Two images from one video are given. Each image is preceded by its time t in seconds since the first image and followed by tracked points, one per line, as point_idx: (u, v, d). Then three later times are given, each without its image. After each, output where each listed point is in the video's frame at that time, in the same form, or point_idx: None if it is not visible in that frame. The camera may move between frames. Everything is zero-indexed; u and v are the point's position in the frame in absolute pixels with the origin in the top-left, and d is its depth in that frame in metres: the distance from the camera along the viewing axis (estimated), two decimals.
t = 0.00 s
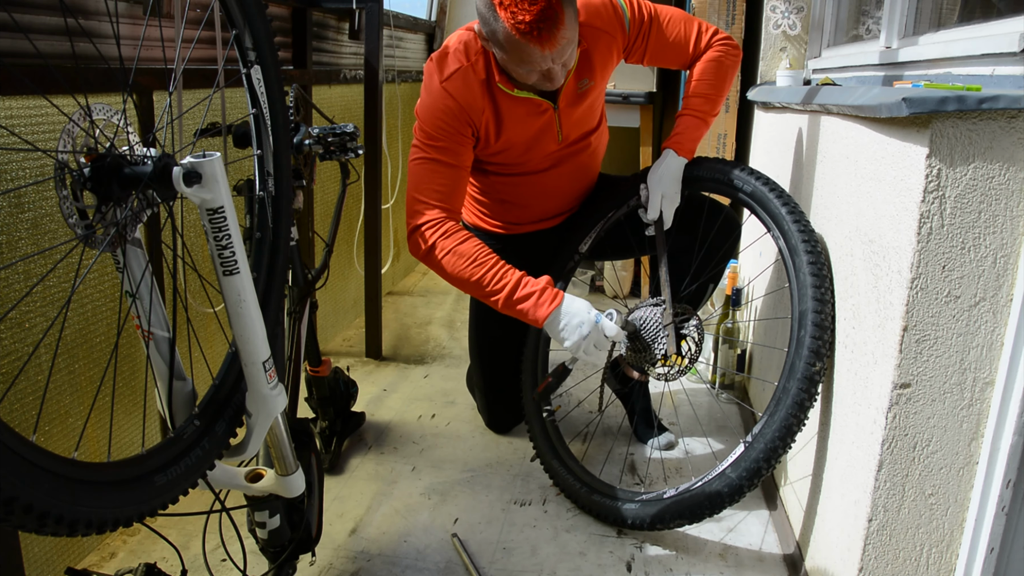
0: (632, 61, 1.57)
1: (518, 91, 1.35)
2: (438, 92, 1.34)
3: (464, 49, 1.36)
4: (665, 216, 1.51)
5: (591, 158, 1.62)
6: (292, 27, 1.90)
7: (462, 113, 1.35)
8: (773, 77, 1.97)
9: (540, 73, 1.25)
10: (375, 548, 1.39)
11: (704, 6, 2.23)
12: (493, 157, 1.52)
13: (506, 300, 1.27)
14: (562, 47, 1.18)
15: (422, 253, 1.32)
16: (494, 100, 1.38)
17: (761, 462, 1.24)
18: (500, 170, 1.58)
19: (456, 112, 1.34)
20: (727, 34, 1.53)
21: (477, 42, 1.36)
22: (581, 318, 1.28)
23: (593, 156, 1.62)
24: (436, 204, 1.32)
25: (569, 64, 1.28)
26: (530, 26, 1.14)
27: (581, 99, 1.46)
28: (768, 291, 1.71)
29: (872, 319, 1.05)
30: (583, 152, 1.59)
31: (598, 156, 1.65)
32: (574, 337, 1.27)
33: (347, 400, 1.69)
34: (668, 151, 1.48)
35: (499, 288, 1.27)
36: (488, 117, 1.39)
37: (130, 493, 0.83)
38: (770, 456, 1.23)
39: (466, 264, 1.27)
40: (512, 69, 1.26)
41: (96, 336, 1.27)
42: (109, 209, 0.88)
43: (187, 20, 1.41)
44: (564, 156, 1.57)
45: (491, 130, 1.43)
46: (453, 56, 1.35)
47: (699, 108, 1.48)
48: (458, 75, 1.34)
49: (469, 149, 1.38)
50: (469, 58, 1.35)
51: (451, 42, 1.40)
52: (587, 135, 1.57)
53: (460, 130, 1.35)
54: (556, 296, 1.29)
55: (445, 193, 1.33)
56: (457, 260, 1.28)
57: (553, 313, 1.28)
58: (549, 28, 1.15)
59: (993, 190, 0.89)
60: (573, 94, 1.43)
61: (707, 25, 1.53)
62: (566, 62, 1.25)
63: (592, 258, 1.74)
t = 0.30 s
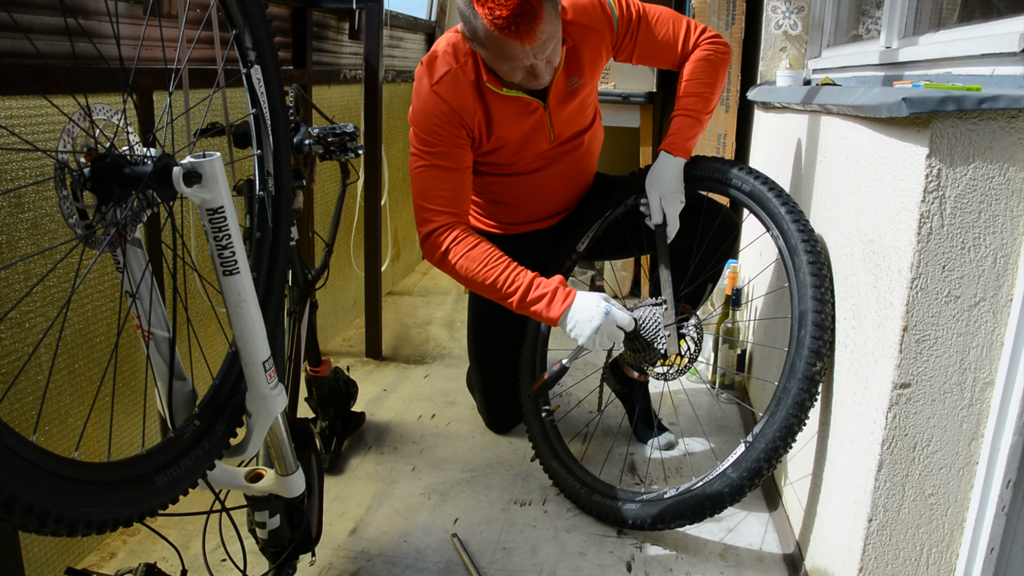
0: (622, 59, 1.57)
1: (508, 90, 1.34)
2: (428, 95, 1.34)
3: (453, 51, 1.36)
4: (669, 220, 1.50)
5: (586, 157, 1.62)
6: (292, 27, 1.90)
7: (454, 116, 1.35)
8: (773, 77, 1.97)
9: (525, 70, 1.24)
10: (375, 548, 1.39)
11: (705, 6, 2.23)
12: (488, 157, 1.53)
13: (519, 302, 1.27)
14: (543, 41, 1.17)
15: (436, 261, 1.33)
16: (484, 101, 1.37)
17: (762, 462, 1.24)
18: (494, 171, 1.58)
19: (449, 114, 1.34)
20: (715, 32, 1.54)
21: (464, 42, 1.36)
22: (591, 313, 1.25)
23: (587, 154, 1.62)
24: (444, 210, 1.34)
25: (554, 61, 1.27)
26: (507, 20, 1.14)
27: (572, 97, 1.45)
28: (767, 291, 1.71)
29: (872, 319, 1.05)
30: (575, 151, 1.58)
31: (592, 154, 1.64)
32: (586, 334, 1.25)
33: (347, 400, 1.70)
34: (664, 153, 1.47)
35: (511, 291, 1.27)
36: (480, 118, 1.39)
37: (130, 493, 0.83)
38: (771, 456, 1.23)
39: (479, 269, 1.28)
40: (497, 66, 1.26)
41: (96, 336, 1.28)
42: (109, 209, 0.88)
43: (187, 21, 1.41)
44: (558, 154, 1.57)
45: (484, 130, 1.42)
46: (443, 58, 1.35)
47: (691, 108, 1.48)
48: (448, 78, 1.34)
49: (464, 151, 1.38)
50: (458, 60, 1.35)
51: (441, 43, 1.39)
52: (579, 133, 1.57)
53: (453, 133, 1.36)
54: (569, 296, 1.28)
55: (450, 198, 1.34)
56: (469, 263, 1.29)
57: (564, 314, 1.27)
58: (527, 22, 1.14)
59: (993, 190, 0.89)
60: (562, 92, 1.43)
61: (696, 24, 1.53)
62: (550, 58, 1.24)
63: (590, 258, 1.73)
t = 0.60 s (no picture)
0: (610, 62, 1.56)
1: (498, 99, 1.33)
2: (419, 110, 1.34)
3: (441, 63, 1.35)
4: (645, 222, 1.51)
5: (584, 159, 1.62)
6: (292, 27, 1.90)
7: (447, 130, 1.36)
8: (773, 76, 1.97)
9: (512, 79, 1.22)
10: (375, 548, 1.39)
11: (705, 6, 2.22)
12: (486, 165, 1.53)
13: (519, 308, 1.29)
14: (526, 49, 1.14)
15: (442, 270, 1.39)
16: (476, 111, 1.38)
17: (761, 461, 1.24)
18: (493, 177, 1.58)
19: (442, 128, 1.35)
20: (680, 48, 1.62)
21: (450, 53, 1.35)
22: (591, 316, 1.25)
23: (586, 155, 1.61)
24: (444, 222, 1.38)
25: (540, 66, 1.24)
26: (488, 33, 1.09)
27: (565, 99, 1.45)
28: (768, 291, 1.71)
29: (872, 319, 1.05)
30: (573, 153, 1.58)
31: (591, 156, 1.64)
32: (589, 338, 1.25)
33: (347, 400, 1.70)
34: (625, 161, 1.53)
35: (511, 300, 1.29)
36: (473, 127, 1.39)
37: (130, 493, 0.83)
38: (770, 454, 1.23)
39: (478, 279, 1.32)
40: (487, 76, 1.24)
41: (96, 336, 1.28)
42: (109, 209, 0.88)
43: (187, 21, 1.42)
44: (555, 157, 1.56)
45: (478, 135, 1.42)
46: (432, 72, 1.35)
47: (653, 122, 1.56)
48: (438, 91, 1.34)
49: (459, 162, 1.39)
50: (446, 73, 1.34)
51: (430, 56, 1.39)
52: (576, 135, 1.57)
53: (447, 146, 1.36)
54: (568, 301, 1.27)
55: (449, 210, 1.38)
56: (471, 277, 1.33)
57: (564, 319, 1.27)
58: (508, 32, 1.10)
59: (993, 190, 0.89)
60: (554, 96, 1.42)
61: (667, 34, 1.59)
62: (536, 63, 1.22)
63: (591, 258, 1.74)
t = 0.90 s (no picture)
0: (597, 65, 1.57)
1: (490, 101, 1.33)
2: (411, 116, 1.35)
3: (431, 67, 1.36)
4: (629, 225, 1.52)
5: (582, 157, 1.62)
6: (292, 27, 1.89)
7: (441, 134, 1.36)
8: (773, 76, 1.97)
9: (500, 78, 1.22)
10: (375, 548, 1.39)
11: (705, 6, 2.22)
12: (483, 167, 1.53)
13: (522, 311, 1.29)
14: (511, 48, 1.13)
15: (444, 274, 1.39)
16: (470, 114, 1.38)
17: (760, 461, 1.24)
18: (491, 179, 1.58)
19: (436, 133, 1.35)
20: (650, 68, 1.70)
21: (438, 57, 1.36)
22: (595, 320, 1.24)
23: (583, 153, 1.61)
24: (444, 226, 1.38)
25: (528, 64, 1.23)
26: (472, 33, 1.09)
27: (564, 97, 1.46)
28: (768, 291, 1.71)
29: (872, 319, 1.05)
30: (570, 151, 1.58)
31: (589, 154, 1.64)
32: (591, 340, 1.25)
33: (347, 400, 1.70)
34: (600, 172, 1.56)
35: (512, 302, 1.29)
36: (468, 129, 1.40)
37: (130, 493, 0.83)
38: (769, 454, 1.23)
39: (480, 282, 1.32)
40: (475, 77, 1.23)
41: (96, 336, 1.28)
42: (109, 209, 0.88)
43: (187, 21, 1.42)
44: (553, 156, 1.56)
45: (476, 137, 1.42)
46: (422, 77, 1.35)
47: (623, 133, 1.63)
48: (429, 95, 1.34)
49: (455, 164, 1.39)
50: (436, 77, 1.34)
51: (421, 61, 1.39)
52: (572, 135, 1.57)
53: (441, 150, 1.37)
54: (570, 301, 1.26)
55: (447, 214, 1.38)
56: (471, 280, 1.33)
57: (567, 319, 1.26)
58: (491, 32, 1.09)
59: (993, 190, 0.89)
60: (549, 98, 1.42)
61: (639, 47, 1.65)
62: (525, 61, 1.21)
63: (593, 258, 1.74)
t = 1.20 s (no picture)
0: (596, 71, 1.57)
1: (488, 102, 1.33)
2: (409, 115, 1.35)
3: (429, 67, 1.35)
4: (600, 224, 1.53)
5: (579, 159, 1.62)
6: (292, 27, 1.90)
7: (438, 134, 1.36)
8: (773, 76, 1.97)
9: (495, 79, 1.22)
10: (375, 548, 1.39)
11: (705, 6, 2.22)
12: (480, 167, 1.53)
13: (519, 312, 1.28)
14: (509, 47, 1.13)
15: (440, 275, 1.39)
16: (468, 113, 1.38)
17: (760, 461, 1.24)
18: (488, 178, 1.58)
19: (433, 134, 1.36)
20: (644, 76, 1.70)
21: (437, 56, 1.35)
22: (594, 322, 1.25)
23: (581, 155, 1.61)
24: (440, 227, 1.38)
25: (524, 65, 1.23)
26: (469, 31, 1.09)
27: (563, 99, 1.46)
28: (767, 291, 1.71)
29: (872, 319, 1.05)
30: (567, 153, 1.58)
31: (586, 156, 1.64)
32: (591, 341, 1.25)
33: (347, 400, 1.70)
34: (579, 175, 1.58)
35: (509, 303, 1.29)
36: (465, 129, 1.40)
37: (130, 493, 0.83)
38: (769, 454, 1.23)
39: (477, 283, 1.32)
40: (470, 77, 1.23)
41: (96, 336, 1.28)
42: (109, 209, 0.88)
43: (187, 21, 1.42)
44: (550, 157, 1.55)
45: (474, 137, 1.42)
46: (421, 76, 1.35)
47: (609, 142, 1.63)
48: (427, 94, 1.34)
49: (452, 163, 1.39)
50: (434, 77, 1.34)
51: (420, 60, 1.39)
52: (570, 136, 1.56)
53: (439, 149, 1.37)
54: (567, 303, 1.26)
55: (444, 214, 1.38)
56: (468, 280, 1.33)
57: (565, 321, 1.26)
58: (490, 31, 1.09)
59: (993, 190, 0.89)
60: (546, 99, 1.42)
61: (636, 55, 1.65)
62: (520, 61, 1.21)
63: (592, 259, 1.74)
